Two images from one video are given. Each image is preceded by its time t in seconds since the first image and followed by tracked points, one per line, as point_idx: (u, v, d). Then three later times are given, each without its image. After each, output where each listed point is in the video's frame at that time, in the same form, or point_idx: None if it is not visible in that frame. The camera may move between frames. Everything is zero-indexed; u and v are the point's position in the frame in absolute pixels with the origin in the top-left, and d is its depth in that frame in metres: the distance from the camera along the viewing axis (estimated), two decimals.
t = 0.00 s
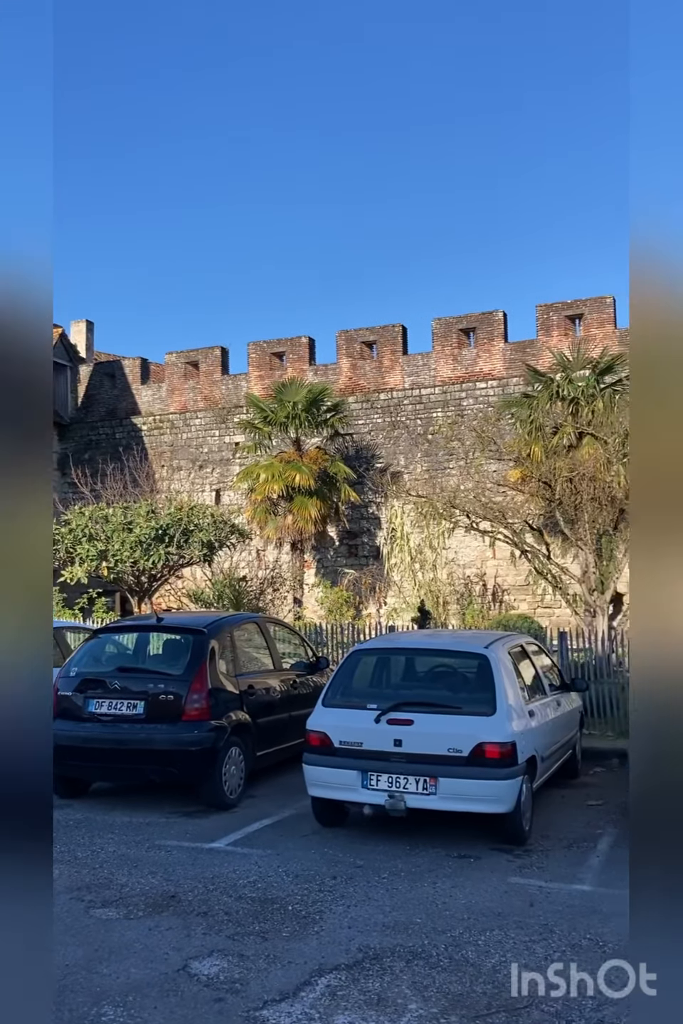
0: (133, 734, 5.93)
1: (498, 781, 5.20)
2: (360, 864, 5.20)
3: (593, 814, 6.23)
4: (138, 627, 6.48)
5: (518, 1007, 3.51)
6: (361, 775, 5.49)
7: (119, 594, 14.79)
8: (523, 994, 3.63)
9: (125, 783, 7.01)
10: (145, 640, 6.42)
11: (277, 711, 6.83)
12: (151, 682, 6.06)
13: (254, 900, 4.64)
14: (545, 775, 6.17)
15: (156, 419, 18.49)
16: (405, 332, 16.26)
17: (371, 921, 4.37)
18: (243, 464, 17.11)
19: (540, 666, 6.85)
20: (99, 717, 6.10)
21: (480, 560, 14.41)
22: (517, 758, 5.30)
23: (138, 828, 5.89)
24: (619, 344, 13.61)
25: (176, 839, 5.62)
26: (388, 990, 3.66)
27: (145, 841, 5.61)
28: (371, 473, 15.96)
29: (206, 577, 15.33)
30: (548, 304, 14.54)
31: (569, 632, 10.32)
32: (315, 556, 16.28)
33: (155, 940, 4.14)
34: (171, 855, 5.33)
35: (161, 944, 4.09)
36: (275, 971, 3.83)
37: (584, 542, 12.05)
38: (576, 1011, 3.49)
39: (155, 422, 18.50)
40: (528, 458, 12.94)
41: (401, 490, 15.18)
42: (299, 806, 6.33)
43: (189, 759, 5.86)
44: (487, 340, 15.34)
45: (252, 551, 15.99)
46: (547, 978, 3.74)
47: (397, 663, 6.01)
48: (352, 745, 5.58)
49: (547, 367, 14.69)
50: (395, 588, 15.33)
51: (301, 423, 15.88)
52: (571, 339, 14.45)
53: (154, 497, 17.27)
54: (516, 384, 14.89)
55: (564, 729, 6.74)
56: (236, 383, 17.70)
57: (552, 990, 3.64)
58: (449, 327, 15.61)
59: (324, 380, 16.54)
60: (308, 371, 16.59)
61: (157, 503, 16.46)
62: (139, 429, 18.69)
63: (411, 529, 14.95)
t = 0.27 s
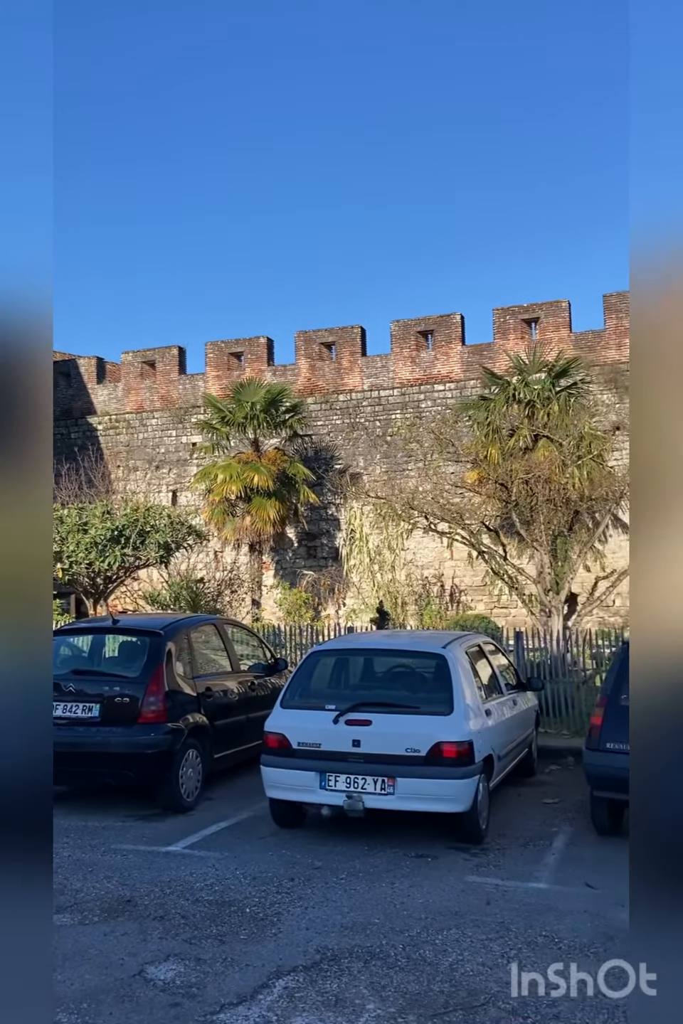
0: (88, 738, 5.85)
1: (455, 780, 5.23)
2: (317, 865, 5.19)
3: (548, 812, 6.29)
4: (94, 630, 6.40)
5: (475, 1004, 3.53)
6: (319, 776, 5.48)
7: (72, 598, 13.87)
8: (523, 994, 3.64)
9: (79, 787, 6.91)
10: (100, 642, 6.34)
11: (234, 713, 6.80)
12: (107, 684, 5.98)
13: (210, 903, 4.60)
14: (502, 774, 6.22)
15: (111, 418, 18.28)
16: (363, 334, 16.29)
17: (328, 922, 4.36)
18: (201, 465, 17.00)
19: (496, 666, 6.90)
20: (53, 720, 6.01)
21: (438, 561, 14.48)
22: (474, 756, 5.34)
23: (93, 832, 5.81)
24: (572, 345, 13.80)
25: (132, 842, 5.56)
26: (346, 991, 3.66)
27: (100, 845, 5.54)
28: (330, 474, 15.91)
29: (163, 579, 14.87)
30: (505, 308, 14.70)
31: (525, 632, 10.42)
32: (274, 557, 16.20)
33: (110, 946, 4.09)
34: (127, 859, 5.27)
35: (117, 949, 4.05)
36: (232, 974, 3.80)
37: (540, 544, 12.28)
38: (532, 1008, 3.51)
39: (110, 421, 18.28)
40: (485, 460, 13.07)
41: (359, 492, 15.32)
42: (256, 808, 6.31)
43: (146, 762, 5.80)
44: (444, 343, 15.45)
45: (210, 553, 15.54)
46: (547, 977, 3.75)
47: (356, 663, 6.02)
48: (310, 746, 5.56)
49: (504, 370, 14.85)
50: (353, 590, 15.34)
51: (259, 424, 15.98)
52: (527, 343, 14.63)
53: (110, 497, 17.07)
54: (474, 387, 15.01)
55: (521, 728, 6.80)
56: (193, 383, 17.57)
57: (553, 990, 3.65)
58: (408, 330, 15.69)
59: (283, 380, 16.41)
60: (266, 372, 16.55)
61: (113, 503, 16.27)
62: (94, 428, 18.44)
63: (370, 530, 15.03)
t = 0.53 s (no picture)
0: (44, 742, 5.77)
1: (415, 781, 5.25)
2: (277, 868, 5.18)
3: (506, 811, 6.34)
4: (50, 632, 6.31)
5: (435, 1004, 3.54)
6: (279, 778, 5.46)
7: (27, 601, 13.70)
8: (524, 994, 3.64)
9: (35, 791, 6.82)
10: (56, 645, 6.25)
11: (193, 716, 6.75)
12: (64, 688, 5.90)
13: (169, 907, 4.57)
14: (461, 774, 6.25)
15: (68, 418, 18.06)
16: (323, 336, 16.28)
17: (288, 924, 4.36)
18: (159, 466, 16.85)
19: (455, 667, 6.94)
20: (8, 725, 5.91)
21: (397, 563, 14.63)
22: (433, 757, 5.37)
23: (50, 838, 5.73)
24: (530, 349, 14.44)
25: (90, 848, 5.49)
26: (307, 993, 3.65)
27: (56, 851, 5.47)
28: (290, 476, 15.74)
29: (121, 580, 14.91)
30: (463, 311, 14.80)
31: (484, 633, 10.49)
32: (233, 558, 16.10)
33: (67, 953, 4.04)
34: (84, 864, 5.21)
35: (73, 956, 4.00)
36: (192, 979, 3.78)
37: (497, 545, 12.39)
38: (492, 1005, 3.53)
39: (67, 421, 18.07)
40: (444, 462, 13.13)
41: (319, 494, 15.28)
42: (215, 811, 6.27)
43: (103, 766, 5.73)
44: (404, 345, 15.51)
45: (168, 555, 15.63)
46: (547, 977, 3.74)
47: (315, 665, 6.01)
48: (270, 748, 5.54)
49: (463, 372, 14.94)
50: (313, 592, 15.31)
51: (218, 424, 15.75)
52: (486, 346, 14.75)
53: (67, 498, 16.86)
54: (434, 389, 15.05)
55: (479, 728, 6.85)
56: (151, 384, 17.41)
57: (552, 991, 3.65)
58: (368, 332, 15.72)
59: (243, 381, 16.48)
60: (226, 372, 16.47)
61: (69, 505, 16.07)
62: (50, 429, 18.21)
63: (330, 531, 14.99)
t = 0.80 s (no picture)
0: None
1: (372, 782, 5.28)
2: (235, 871, 5.17)
3: (463, 812, 6.40)
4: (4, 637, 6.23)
5: (391, 1005, 3.56)
6: (237, 782, 5.46)
7: None
8: (525, 995, 3.66)
9: None
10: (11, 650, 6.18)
11: (151, 720, 6.71)
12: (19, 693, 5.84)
13: (125, 913, 4.54)
14: (419, 775, 6.30)
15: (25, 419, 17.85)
16: (284, 339, 16.27)
17: (245, 928, 4.36)
18: (118, 467, 16.72)
19: (414, 668, 6.99)
20: None
21: (357, 565, 14.77)
22: (391, 759, 5.40)
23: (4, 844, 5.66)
24: (489, 354, 14.61)
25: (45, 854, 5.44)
26: (263, 997, 3.66)
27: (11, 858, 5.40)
28: (250, 479, 15.77)
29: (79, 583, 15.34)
30: (423, 316, 14.90)
31: (443, 635, 10.57)
32: (192, 560, 16.07)
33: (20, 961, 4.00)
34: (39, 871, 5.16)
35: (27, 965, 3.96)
36: (148, 985, 3.76)
37: (456, 547, 12.49)
38: (447, 1005, 3.56)
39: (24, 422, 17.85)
40: (404, 465, 13.21)
41: (279, 495, 15.23)
42: (173, 815, 6.24)
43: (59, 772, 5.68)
44: (365, 349, 15.57)
45: (126, 557, 15.59)
46: (547, 978, 3.77)
47: (274, 668, 6.01)
48: (228, 752, 5.53)
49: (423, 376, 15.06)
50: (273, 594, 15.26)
51: (177, 425, 15.56)
52: (445, 351, 14.86)
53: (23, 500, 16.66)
54: (394, 393, 15.11)
55: (437, 729, 6.91)
56: (110, 385, 17.26)
57: (552, 991, 3.66)
58: (328, 335, 15.74)
59: (202, 383, 16.43)
60: (185, 374, 16.40)
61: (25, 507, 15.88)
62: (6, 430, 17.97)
63: (290, 534, 14.88)
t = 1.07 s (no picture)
0: None
1: (332, 783, 5.28)
2: (193, 874, 5.14)
3: (423, 812, 6.42)
4: None
5: (348, 1006, 3.55)
6: (195, 784, 5.42)
7: None
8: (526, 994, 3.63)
9: None
10: None
11: (109, 723, 6.65)
12: None
13: (80, 919, 4.48)
14: (378, 776, 6.31)
15: None
16: (245, 338, 16.20)
17: (203, 931, 4.32)
18: (76, 467, 16.52)
19: (374, 669, 7.00)
20: None
21: (319, 566, 14.70)
22: (350, 759, 5.40)
23: None
24: (450, 355, 14.65)
25: None
26: (220, 1000, 3.63)
27: None
28: (210, 479, 15.72)
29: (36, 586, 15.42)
30: (384, 317, 14.94)
31: (403, 635, 10.59)
32: (152, 562, 16.00)
33: None
34: None
35: None
36: (102, 991, 3.71)
37: (418, 547, 12.51)
38: (404, 1005, 3.55)
39: None
40: (366, 466, 13.22)
41: (240, 495, 15.18)
42: (131, 819, 6.18)
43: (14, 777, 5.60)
44: (326, 349, 15.55)
45: (85, 558, 15.61)
46: (548, 978, 3.74)
47: (233, 669, 5.98)
48: (186, 754, 5.49)
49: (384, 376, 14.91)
50: (234, 597, 15.15)
51: (137, 425, 15.33)
52: (406, 352, 14.90)
53: None
54: (356, 394, 15.09)
55: (397, 730, 6.92)
56: (68, 384, 17.07)
57: (553, 990, 3.63)
58: (289, 335, 15.69)
59: (162, 382, 16.32)
60: (145, 373, 16.27)
61: None
62: None
63: (251, 535, 14.92)
